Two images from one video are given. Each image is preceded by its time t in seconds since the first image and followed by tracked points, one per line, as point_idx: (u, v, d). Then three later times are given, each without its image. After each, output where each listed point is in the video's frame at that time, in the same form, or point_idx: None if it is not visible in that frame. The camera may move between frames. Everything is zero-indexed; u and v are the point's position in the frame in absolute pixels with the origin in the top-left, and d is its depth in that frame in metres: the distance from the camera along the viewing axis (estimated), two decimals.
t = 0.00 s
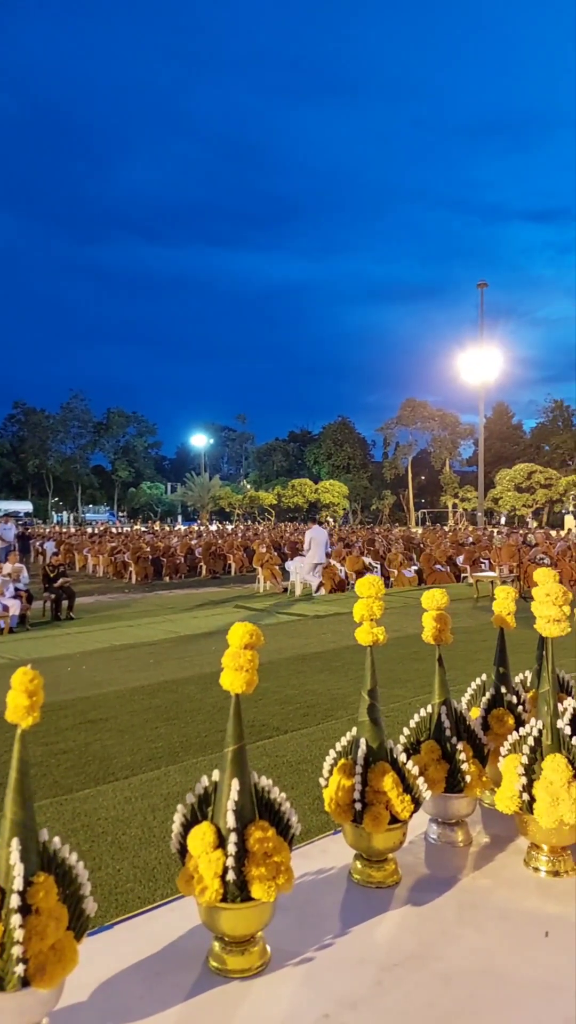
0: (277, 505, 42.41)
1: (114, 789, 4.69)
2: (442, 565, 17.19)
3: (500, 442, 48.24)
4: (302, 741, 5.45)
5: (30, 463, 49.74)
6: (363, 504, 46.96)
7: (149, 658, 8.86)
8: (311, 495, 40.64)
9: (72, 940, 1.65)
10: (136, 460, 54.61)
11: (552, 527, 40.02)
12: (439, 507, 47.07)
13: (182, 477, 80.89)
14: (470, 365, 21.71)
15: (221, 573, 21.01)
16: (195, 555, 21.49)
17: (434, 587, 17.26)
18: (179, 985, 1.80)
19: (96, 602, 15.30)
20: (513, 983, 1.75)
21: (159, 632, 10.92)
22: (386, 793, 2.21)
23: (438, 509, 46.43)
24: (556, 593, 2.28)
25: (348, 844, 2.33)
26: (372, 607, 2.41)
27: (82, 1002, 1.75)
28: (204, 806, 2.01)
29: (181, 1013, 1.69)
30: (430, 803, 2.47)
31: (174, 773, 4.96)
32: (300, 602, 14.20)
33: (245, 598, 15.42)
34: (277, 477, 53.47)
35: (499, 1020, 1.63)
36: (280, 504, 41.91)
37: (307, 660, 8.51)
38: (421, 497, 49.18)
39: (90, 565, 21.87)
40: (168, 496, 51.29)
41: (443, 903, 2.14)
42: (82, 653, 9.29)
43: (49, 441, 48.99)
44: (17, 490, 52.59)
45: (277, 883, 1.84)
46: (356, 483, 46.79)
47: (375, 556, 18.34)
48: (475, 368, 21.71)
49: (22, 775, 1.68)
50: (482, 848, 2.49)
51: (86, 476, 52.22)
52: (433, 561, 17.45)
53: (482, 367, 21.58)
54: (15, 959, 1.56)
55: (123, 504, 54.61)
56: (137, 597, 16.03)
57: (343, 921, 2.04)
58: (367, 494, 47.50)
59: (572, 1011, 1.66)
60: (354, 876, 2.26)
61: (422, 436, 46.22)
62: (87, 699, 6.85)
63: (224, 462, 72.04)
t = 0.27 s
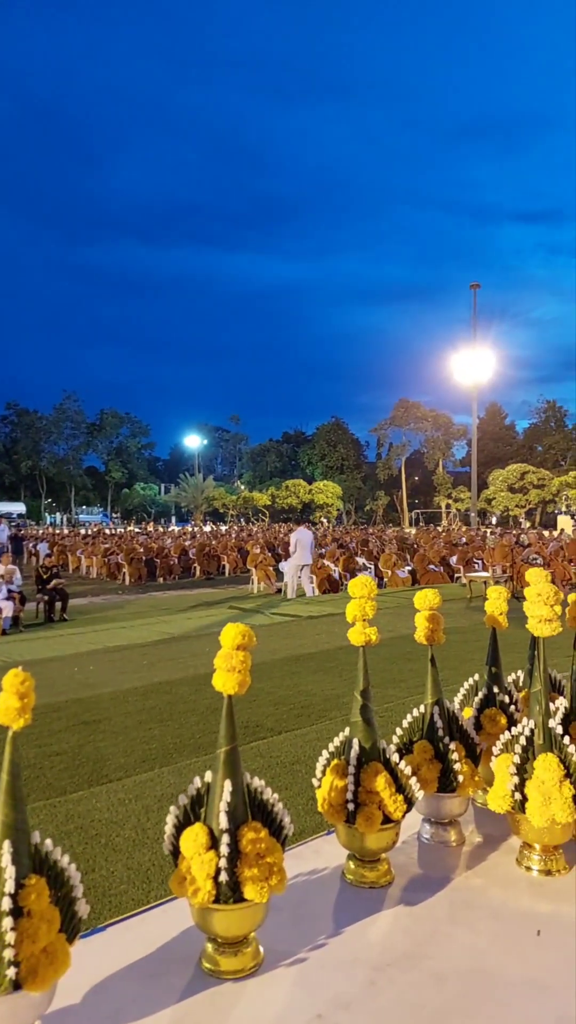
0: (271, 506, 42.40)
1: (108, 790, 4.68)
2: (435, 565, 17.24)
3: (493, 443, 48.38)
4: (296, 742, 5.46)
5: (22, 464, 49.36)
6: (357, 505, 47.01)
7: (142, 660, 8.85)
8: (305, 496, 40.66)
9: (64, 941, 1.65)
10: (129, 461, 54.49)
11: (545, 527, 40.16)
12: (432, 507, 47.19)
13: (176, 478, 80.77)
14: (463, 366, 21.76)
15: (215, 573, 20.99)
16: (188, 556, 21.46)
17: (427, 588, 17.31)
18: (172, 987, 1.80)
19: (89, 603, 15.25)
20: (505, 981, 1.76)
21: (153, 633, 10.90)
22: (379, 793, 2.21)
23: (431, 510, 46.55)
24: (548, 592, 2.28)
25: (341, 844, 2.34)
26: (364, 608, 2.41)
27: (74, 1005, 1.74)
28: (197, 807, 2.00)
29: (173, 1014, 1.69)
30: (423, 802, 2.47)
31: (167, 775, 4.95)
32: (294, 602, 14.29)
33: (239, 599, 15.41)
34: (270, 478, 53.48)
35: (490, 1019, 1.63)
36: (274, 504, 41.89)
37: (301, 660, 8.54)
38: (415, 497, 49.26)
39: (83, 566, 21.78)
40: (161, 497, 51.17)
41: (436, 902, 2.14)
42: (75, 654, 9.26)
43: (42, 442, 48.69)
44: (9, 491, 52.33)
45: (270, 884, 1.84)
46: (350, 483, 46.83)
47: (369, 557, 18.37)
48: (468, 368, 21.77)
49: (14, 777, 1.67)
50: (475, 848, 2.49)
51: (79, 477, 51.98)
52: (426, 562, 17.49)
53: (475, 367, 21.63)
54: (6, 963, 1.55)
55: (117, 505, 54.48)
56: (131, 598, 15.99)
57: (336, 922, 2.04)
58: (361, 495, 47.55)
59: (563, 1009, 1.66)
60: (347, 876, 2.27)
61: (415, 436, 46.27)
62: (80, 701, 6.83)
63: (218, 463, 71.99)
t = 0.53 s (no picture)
0: (266, 506, 42.40)
1: (102, 791, 4.68)
2: (429, 566, 17.29)
3: (487, 444, 48.48)
4: (290, 742, 5.47)
5: (16, 464, 49.12)
6: (352, 505, 47.04)
7: (137, 660, 8.84)
8: (300, 496, 40.67)
9: (57, 944, 1.65)
10: (124, 461, 54.40)
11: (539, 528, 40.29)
12: (427, 508, 47.28)
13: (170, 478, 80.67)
14: (458, 367, 21.80)
15: (209, 574, 20.97)
16: (183, 556, 21.44)
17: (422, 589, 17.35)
18: (165, 988, 1.80)
19: (83, 604, 15.20)
20: (498, 982, 1.77)
21: (147, 633, 10.89)
22: (373, 795, 2.22)
23: (426, 511, 46.66)
24: (542, 593, 2.29)
25: (335, 845, 2.33)
26: (359, 609, 2.41)
27: (67, 1007, 1.74)
28: (191, 809, 2.00)
29: (166, 1015, 1.69)
30: (417, 803, 2.47)
31: (162, 775, 4.95)
32: (289, 602, 14.45)
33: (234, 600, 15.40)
34: (265, 479, 53.47)
35: (483, 1020, 1.63)
36: (268, 505, 41.87)
37: (295, 661, 8.55)
38: (410, 498, 49.35)
39: (78, 566, 21.72)
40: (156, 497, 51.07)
41: (429, 903, 2.15)
42: (69, 655, 9.25)
43: (36, 442, 48.50)
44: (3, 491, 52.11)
45: (264, 885, 1.84)
46: (345, 484, 46.83)
47: (363, 557, 18.40)
48: (463, 369, 21.80)
49: (7, 778, 1.66)
50: (468, 848, 2.50)
51: (74, 477, 51.81)
52: (421, 562, 17.53)
53: (470, 368, 21.68)
54: None
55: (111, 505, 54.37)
56: (125, 599, 15.95)
57: (330, 923, 2.04)
58: (355, 496, 47.58)
59: (556, 1009, 1.67)
60: (341, 877, 2.27)
61: (410, 437, 46.33)
62: (75, 701, 6.82)
63: (213, 464, 71.92)
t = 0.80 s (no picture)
0: (261, 507, 42.39)
1: (96, 791, 4.67)
2: (424, 567, 17.32)
3: (482, 444, 48.58)
4: (285, 742, 5.47)
5: (10, 464, 48.92)
6: (346, 506, 47.08)
7: (131, 660, 8.83)
8: (295, 496, 40.68)
9: (52, 945, 1.64)
10: (118, 461, 54.26)
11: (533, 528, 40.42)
12: (421, 509, 47.37)
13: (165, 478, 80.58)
14: (453, 367, 21.83)
15: (204, 574, 20.96)
16: (178, 556, 21.41)
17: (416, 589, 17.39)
18: (161, 988, 1.80)
19: (78, 604, 15.17)
20: (493, 981, 1.77)
21: (142, 634, 10.88)
22: (369, 794, 2.22)
23: (420, 511, 46.75)
24: (537, 593, 2.29)
25: (330, 845, 2.34)
26: (354, 609, 2.41)
27: (62, 1009, 1.73)
28: (186, 808, 2.00)
29: (161, 1015, 1.69)
30: (411, 802, 2.48)
31: (156, 775, 4.95)
32: (284, 602, 14.47)
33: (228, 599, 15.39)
34: (260, 479, 53.45)
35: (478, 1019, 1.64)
36: (263, 505, 41.86)
37: (290, 661, 8.56)
38: (404, 498, 49.43)
39: (72, 566, 21.66)
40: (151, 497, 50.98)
41: (424, 902, 2.15)
42: (63, 655, 9.23)
43: (30, 441, 48.32)
44: None
45: (259, 885, 1.84)
46: (340, 484, 46.86)
47: (358, 557, 18.42)
48: (458, 370, 21.83)
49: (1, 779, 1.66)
50: (463, 848, 2.50)
51: (68, 477, 51.66)
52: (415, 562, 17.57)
53: (464, 368, 21.71)
54: None
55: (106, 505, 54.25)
56: (120, 599, 15.91)
57: (325, 922, 2.04)
58: (350, 496, 47.62)
59: (550, 1008, 1.67)
60: (336, 877, 2.27)
61: (405, 437, 46.39)
62: (69, 702, 6.81)
63: (207, 464, 71.86)
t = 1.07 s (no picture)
0: (255, 506, 42.40)
1: (90, 791, 4.66)
2: (418, 566, 17.33)
3: (475, 444, 48.67)
4: (280, 742, 5.47)
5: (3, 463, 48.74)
6: (341, 505, 47.11)
7: (126, 660, 8.81)
8: (289, 496, 40.67)
9: (46, 947, 1.63)
10: (112, 461, 54.14)
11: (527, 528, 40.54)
12: (416, 508, 47.45)
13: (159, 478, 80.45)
14: (447, 367, 21.86)
15: (198, 574, 20.94)
16: (172, 556, 21.38)
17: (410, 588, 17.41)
18: (155, 988, 1.79)
19: (72, 604, 15.13)
20: (488, 981, 1.77)
21: (136, 633, 10.86)
22: (363, 794, 2.22)
23: (415, 511, 46.84)
24: (531, 592, 2.30)
25: (325, 845, 2.33)
26: (350, 608, 2.41)
27: (56, 1010, 1.73)
28: (181, 809, 1.99)
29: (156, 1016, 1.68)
30: (406, 802, 2.48)
31: (151, 775, 4.94)
32: (278, 602, 14.37)
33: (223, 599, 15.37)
34: (255, 478, 53.43)
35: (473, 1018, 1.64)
36: (258, 505, 41.84)
37: (285, 660, 8.55)
38: (399, 498, 49.50)
39: (66, 566, 21.60)
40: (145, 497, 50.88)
41: (419, 901, 2.15)
42: (57, 655, 9.21)
43: (24, 441, 48.13)
44: None
45: (254, 886, 1.83)
46: (334, 484, 46.86)
47: (352, 557, 18.45)
48: (452, 369, 21.86)
49: None
50: (457, 847, 2.51)
51: (62, 476, 51.50)
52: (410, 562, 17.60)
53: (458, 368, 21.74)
54: None
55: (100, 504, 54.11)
56: (114, 599, 15.87)
57: (320, 922, 2.04)
58: (345, 495, 47.64)
59: (545, 1006, 1.67)
60: (331, 877, 2.27)
61: (399, 437, 46.45)
62: (63, 702, 6.79)
63: (202, 463, 71.77)
